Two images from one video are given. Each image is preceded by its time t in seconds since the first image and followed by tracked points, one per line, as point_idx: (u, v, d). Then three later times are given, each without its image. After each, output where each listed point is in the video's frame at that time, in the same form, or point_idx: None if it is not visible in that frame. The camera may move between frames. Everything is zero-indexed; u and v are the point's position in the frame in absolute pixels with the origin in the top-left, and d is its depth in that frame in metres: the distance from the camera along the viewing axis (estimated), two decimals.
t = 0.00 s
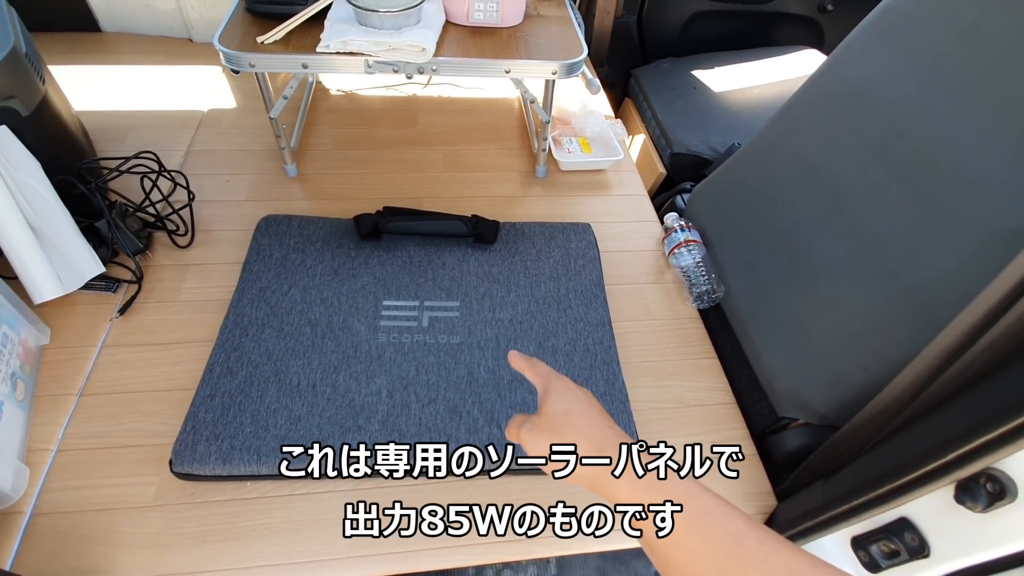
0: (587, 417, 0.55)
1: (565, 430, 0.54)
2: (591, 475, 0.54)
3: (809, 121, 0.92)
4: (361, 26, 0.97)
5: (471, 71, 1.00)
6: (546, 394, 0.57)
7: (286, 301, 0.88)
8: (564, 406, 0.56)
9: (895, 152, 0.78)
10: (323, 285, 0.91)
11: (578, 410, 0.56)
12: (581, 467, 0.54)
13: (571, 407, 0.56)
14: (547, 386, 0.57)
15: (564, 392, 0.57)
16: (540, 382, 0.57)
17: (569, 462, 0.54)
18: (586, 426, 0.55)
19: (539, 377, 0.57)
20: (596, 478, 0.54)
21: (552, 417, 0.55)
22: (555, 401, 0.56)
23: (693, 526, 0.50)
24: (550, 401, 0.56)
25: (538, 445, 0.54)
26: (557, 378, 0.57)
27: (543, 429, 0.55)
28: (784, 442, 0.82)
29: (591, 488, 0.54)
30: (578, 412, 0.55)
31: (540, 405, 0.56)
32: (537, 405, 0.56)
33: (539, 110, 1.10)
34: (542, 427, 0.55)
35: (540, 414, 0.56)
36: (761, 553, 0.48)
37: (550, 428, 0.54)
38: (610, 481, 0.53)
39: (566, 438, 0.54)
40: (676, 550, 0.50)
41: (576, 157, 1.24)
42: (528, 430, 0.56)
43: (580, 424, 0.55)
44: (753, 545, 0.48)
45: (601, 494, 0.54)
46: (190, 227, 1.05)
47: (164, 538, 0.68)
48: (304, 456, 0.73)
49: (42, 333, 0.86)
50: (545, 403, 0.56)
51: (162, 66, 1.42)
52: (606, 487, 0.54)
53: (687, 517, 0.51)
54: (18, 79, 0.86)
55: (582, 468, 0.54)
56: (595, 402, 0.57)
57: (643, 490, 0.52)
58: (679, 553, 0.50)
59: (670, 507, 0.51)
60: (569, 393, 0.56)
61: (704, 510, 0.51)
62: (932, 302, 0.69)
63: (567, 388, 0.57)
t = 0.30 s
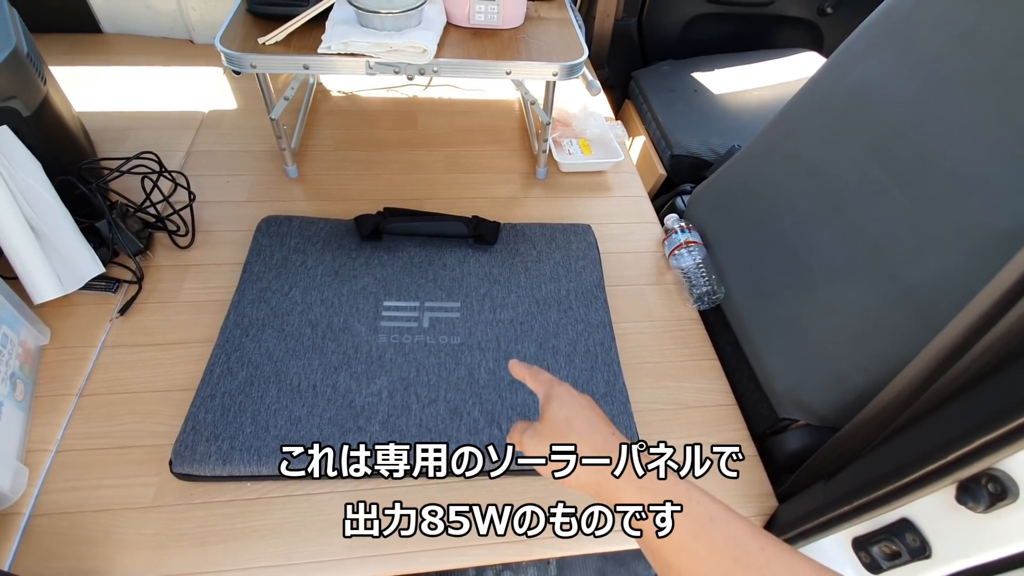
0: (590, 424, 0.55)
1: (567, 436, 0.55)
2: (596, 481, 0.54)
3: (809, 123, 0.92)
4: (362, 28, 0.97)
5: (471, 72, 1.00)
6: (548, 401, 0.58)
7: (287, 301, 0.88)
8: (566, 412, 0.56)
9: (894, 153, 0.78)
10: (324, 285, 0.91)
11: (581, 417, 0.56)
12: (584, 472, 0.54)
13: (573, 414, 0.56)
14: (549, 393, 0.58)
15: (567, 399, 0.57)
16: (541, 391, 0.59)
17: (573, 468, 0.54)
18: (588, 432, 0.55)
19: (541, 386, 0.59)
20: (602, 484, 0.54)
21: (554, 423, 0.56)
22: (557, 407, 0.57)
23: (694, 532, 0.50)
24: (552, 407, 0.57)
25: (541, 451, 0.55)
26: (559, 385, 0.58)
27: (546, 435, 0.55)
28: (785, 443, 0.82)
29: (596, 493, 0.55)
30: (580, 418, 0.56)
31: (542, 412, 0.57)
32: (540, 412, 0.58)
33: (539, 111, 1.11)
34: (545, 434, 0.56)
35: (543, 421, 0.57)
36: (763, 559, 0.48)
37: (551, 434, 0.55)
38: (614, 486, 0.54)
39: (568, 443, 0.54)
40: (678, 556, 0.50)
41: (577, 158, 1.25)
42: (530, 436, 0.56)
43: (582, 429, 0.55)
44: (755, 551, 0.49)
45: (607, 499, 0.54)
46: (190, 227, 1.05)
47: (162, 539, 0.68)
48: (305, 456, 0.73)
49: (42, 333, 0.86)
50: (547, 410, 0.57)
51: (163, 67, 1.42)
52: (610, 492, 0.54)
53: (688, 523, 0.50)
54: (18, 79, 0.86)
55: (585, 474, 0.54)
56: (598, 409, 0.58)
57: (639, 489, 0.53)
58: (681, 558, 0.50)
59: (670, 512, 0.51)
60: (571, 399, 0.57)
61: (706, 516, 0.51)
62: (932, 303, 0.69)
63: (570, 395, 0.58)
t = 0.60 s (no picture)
0: (595, 428, 0.56)
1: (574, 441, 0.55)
2: (605, 486, 0.54)
3: (808, 127, 0.92)
4: (362, 30, 0.97)
5: (471, 75, 1.00)
6: (553, 406, 0.58)
7: (285, 304, 0.88)
8: (572, 418, 0.56)
9: (894, 158, 0.78)
10: (323, 288, 0.91)
11: (587, 423, 0.56)
12: (592, 477, 0.54)
13: (579, 420, 0.56)
14: (554, 398, 0.58)
15: (572, 405, 0.57)
16: (546, 396, 0.59)
17: (580, 474, 0.55)
18: (594, 437, 0.55)
19: (545, 391, 0.58)
20: (612, 489, 0.54)
21: (559, 429, 0.56)
22: (562, 412, 0.57)
23: (705, 539, 0.49)
24: (558, 412, 0.57)
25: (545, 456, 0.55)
26: (563, 391, 0.58)
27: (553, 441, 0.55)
28: (783, 447, 0.82)
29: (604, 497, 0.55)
30: (587, 424, 0.56)
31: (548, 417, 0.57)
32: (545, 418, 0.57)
33: (539, 114, 1.11)
34: (550, 439, 0.55)
35: (548, 426, 0.56)
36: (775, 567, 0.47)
37: (555, 437, 0.55)
38: (623, 490, 0.54)
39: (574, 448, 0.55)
40: (688, 563, 0.49)
41: (576, 161, 1.25)
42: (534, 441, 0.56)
43: (589, 434, 0.55)
44: (764, 558, 0.47)
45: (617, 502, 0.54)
46: (189, 229, 1.05)
47: (159, 543, 0.68)
48: (302, 459, 0.72)
49: (40, 335, 0.85)
50: (552, 414, 0.57)
51: (164, 68, 1.42)
52: (619, 497, 0.54)
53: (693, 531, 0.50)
54: (18, 80, 0.86)
55: (592, 479, 0.54)
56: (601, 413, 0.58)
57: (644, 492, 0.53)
58: (691, 563, 0.49)
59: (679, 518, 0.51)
60: (576, 405, 0.57)
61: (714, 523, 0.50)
62: (931, 308, 0.69)
63: (574, 400, 0.58)
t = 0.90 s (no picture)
0: (585, 435, 0.56)
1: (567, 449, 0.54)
2: (594, 494, 0.54)
3: (814, 122, 0.91)
4: (361, 23, 0.95)
5: (471, 68, 0.98)
6: (544, 415, 0.57)
7: (282, 300, 0.87)
8: (563, 426, 0.55)
9: (901, 153, 0.76)
10: (320, 284, 0.90)
11: (577, 430, 0.56)
12: (580, 485, 0.54)
13: (570, 427, 0.55)
14: (545, 407, 0.57)
15: (562, 412, 0.57)
16: (537, 405, 0.58)
17: (571, 481, 0.54)
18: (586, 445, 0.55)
19: (536, 401, 0.57)
20: (601, 496, 0.53)
21: (552, 436, 0.55)
22: (553, 421, 0.56)
23: (696, 548, 0.49)
24: (549, 421, 0.56)
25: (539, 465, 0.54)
26: (554, 399, 0.57)
27: (545, 449, 0.54)
28: (788, 448, 0.81)
29: (597, 504, 0.54)
30: (578, 432, 0.55)
31: (538, 426, 0.56)
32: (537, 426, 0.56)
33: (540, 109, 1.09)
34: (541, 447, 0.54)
35: (540, 434, 0.55)
36: None
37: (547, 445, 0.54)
38: (612, 496, 0.53)
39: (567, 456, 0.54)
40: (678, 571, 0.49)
41: (578, 157, 1.23)
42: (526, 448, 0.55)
43: (580, 438, 0.55)
44: (756, 569, 0.46)
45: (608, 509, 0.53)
46: (186, 225, 1.03)
47: (152, 543, 0.67)
48: (298, 459, 0.71)
49: (33, 332, 0.84)
50: (542, 424, 0.56)
51: (161, 63, 1.41)
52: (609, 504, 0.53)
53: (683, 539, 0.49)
54: (12, 74, 0.85)
55: (582, 486, 0.54)
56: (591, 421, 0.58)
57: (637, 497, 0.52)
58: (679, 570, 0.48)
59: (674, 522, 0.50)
60: (567, 412, 0.57)
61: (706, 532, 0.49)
62: (940, 306, 0.68)
63: (565, 409, 0.57)
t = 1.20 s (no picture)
0: (588, 428, 0.54)
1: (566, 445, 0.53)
2: (598, 491, 0.53)
3: (817, 119, 0.90)
4: (362, 18, 0.95)
5: (473, 65, 0.98)
6: (544, 405, 0.56)
7: (282, 297, 0.87)
8: (564, 419, 0.54)
9: (905, 150, 0.76)
10: (321, 281, 0.90)
11: (579, 424, 0.54)
12: (583, 482, 0.54)
13: (570, 422, 0.54)
14: (545, 397, 0.56)
15: (563, 404, 0.55)
16: (538, 391, 0.56)
17: (574, 479, 0.54)
18: (588, 439, 0.54)
19: (537, 386, 0.56)
20: (603, 494, 0.53)
21: (551, 433, 0.54)
22: (554, 413, 0.55)
23: (703, 552, 0.48)
24: (549, 414, 0.55)
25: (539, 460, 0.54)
26: (554, 388, 0.56)
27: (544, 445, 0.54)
28: (790, 446, 0.81)
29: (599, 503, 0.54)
30: (578, 427, 0.54)
31: (538, 418, 0.55)
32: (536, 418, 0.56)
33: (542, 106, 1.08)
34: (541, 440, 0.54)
35: (539, 426, 0.55)
36: None
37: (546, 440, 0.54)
38: (615, 494, 0.53)
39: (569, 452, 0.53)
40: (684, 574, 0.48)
41: (579, 154, 1.23)
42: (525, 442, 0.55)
43: (581, 434, 0.54)
44: (766, 570, 0.46)
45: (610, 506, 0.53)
46: (186, 221, 1.03)
47: (152, 540, 0.67)
48: (298, 456, 0.71)
49: (33, 329, 0.84)
50: (542, 416, 0.55)
51: (162, 60, 1.41)
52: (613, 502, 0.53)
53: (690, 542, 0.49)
54: (12, 70, 0.85)
55: (585, 483, 0.53)
56: (594, 412, 0.57)
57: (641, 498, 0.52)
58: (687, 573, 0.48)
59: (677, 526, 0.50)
60: (568, 404, 0.55)
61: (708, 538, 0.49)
62: (944, 304, 0.67)
63: (566, 400, 0.56)
